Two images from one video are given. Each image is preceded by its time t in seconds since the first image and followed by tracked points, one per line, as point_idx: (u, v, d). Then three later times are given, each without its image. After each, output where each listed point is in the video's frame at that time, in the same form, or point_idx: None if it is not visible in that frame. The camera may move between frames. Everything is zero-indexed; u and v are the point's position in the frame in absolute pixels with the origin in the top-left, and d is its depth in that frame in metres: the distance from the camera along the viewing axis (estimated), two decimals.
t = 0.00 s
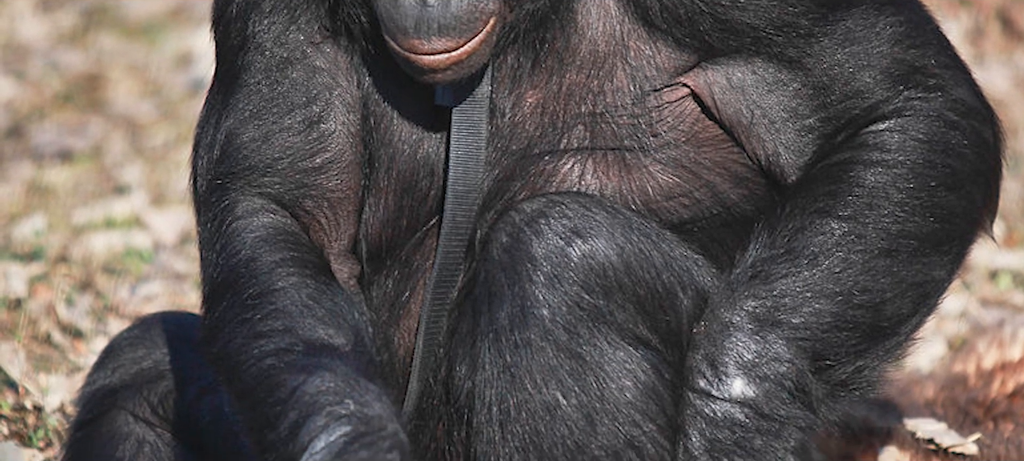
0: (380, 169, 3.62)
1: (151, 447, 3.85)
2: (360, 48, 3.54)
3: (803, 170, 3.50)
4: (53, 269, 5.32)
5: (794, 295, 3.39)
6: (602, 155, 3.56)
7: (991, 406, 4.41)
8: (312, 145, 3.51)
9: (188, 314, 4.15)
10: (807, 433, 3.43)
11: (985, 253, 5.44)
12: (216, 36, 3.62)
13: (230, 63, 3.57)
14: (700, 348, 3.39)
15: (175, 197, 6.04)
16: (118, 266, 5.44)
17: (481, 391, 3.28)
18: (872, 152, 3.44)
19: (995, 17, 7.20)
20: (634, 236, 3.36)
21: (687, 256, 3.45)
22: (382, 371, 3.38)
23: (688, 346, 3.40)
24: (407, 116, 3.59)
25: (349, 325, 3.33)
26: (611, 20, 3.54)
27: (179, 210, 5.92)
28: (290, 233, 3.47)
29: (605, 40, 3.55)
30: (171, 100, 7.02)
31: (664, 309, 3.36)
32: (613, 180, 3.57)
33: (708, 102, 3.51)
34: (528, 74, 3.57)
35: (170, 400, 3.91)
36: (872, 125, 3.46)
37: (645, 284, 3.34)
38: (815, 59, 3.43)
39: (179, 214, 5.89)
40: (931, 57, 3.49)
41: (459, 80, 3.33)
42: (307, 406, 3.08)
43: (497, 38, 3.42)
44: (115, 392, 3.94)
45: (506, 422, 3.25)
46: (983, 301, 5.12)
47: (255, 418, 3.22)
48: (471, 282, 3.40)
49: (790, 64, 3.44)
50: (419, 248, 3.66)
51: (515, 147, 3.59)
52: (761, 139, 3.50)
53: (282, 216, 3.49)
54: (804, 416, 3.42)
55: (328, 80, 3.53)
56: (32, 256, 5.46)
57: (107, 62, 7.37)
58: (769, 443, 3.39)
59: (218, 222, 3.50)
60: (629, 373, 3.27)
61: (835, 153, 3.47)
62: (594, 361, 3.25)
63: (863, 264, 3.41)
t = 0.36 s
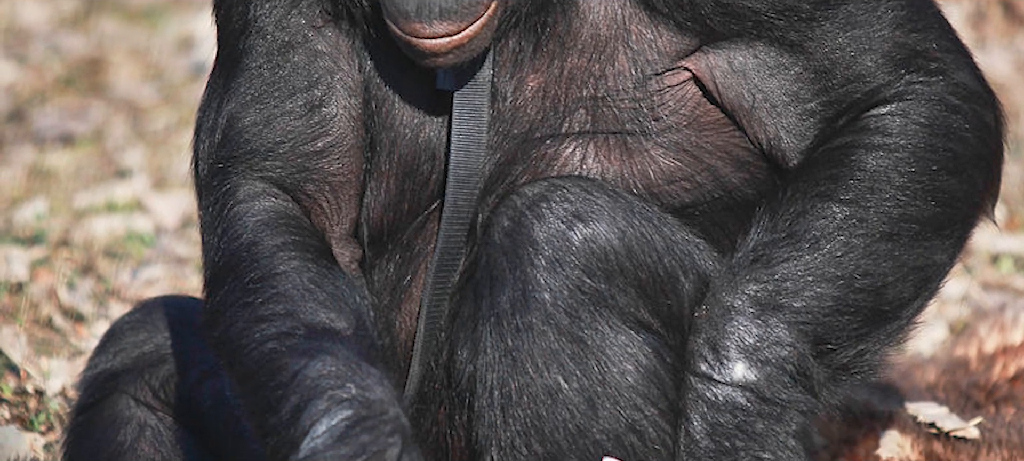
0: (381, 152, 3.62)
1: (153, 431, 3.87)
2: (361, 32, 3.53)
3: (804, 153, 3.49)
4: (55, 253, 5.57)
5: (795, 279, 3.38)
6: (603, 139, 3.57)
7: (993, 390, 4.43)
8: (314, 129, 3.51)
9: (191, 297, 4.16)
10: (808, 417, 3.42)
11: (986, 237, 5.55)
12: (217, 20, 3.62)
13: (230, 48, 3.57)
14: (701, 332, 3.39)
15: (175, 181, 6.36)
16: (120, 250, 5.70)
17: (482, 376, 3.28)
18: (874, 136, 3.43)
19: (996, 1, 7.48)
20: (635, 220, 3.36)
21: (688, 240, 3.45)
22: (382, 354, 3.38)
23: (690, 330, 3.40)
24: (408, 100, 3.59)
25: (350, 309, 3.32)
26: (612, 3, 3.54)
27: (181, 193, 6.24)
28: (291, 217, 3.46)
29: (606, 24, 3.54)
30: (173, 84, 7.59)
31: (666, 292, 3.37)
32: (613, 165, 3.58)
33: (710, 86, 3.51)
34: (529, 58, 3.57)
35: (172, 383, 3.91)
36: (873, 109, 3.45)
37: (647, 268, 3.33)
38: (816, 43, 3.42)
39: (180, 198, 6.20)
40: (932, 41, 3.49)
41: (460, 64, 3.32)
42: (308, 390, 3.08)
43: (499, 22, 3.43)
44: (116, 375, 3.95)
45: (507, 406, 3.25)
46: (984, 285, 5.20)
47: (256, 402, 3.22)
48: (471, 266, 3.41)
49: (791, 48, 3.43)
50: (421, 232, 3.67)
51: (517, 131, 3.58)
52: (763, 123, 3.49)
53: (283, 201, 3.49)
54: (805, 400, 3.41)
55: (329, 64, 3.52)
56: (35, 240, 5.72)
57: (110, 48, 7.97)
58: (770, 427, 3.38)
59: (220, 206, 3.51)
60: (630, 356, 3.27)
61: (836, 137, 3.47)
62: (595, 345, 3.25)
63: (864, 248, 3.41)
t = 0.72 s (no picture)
0: (383, 136, 3.61)
1: (154, 415, 3.87)
2: (363, 16, 3.53)
3: (806, 137, 3.49)
4: (57, 237, 5.68)
5: (797, 264, 3.38)
6: (605, 123, 3.56)
7: (993, 375, 4.42)
8: (315, 113, 3.51)
9: (192, 281, 4.18)
10: (810, 401, 3.41)
11: (988, 221, 5.59)
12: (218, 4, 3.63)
13: (234, 31, 3.56)
14: (703, 316, 3.39)
15: (177, 166, 6.50)
16: (121, 234, 5.79)
17: (484, 359, 3.28)
18: (875, 120, 3.43)
19: None
20: (637, 204, 3.36)
21: (689, 224, 3.46)
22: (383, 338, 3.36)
23: (692, 315, 3.41)
24: (410, 84, 3.59)
25: (353, 293, 3.31)
26: None
27: (182, 178, 6.36)
28: (292, 201, 3.46)
29: (608, 8, 3.55)
30: (174, 68, 7.70)
31: (667, 276, 3.38)
32: (615, 148, 3.57)
33: (711, 70, 3.51)
34: (530, 42, 3.57)
35: (174, 368, 3.92)
36: (874, 93, 3.44)
37: (648, 251, 3.34)
38: (818, 27, 3.41)
39: (181, 182, 6.33)
40: (934, 24, 3.47)
41: (462, 49, 3.31)
42: (310, 374, 3.06)
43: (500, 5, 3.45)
44: (118, 360, 3.95)
45: (509, 390, 3.26)
46: (986, 268, 5.25)
47: (258, 386, 3.20)
48: (472, 250, 3.41)
49: (793, 32, 3.42)
50: (422, 216, 3.67)
51: (518, 115, 3.58)
52: (764, 107, 3.49)
53: (284, 185, 3.48)
54: (807, 384, 3.40)
55: (331, 48, 3.52)
56: (36, 224, 5.84)
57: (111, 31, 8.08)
58: (772, 411, 3.37)
59: (221, 190, 3.51)
60: (631, 341, 3.28)
61: (838, 121, 3.46)
62: (596, 329, 3.25)
63: (866, 232, 3.40)
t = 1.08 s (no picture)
0: (384, 120, 3.61)
1: (155, 399, 3.86)
2: None
3: (808, 121, 3.49)
4: (58, 221, 5.70)
5: (798, 248, 3.38)
6: (607, 107, 3.56)
7: (995, 359, 4.43)
8: (317, 98, 3.50)
9: (194, 265, 4.19)
10: (812, 385, 3.41)
11: (989, 205, 5.61)
12: None
13: (235, 15, 3.58)
14: (705, 300, 3.38)
15: (179, 149, 6.53)
16: (122, 218, 5.81)
17: (485, 343, 3.27)
18: (877, 104, 3.43)
19: None
20: (639, 188, 3.36)
21: (691, 208, 3.46)
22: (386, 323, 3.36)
23: (693, 298, 3.40)
24: (411, 69, 3.59)
25: (354, 277, 3.30)
26: None
27: (184, 162, 6.38)
28: (294, 185, 3.46)
29: None
30: (175, 52, 7.76)
31: (668, 261, 3.37)
32: (617, 132, 3.56)
33: (713, 55, 3.50)
34: (532, 26, 3.56)
35: (175, 351, 3.91)
36: (876, 77, 3.44)
37: (650, 236, 3.34)
38: (819, 11, 3.40)
39: (183, 166, 6.35)
40: (935, 9, 3.47)
41: (464, 33, 3.31)
42: (312, 358, 3.04)
43: None
44: (119, 343, 3.95)
45: (511, 374, 3.25)
46: (987, 252, 5.27)
47: (259, 370, 3.18)
48: (476, 233, 3.39)
49: (794, 16, 3.41)
50: (424, 200, 3.68)
51: (520, 99, 3.57)
52: (766, 91, 3.48)
53: (286, 169, 3.48)
54: (808, 368, 3.39)
55: (332, 32, 3.52)
56: (37, 208, 5.87)
57: (111, 16, 8.13)
58: (773, 395, 3.36)
59: (223, 174, 3.50)
60: (633, 325, 3.28)
61: (840, 104, 3.46)
62: (598, 313, 3.25)
63: (867, 216, 3.40)
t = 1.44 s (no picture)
0: (386, 104, 3.62)
1: (157, 383, 3.86)
2: None
3: (809, 105, 3.48)
4: (59, 205, 5.71)
5: (800, 232, 3.39)
6: (608, 91, 3.56)
7: (996, 343, 4.44)
8: (318, 82, 3.50)
9: (194, 249, 4.18)
10: (813, 369, 3.43)
11: (991, 189, 5.62)
12: None
13: None
14: (706, 284, 3.39)
15: (180, 133, 6.54)
16: (124, 202, 5.81)
17: (486, 328, 3.26)
18: (878, 88, 3.43)
19: None
20: (640, 172, 3.36)
21: (692, 193, 3.46)
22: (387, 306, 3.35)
23: (694, 281, 3.41)
24: (412, 52, 3.59)
25: (355, 261, 3.29)
26: None
27: (185, 145, 6.39)
28: (296, 169, 3.46)
29: None
30: (176, 36, 7.79)
31: (670, 245, 3.37)
32: (618, 116, 3.56)
33: (714, 38, 3.51)
34: (533, 10, 3.56)
35: (175, 336, 3.93)
36: (878, 61, 3.43)
37: (651, 220, 3.34)
38: None
39: (184, 149, 6.36)
40: None
41: (465, 16, 3.31)
42: (313, 342, 3.03)
43: None
44: (121, 327, 3.96)
45: (512, 358, 3.24)
46: (988, 236, 5.27)
47: (261, 355, 3.18)
48: (477, 218, 3.39)
49: None
50: (425, 184, 3.68)
51: (521, 83, 3.57)
52: (767, 75, 3.48)
53: (288, 152, 3.49)
54: (809, 352, 3.42)
55: (333, 16, 3.50)
56: (38, 191, 5.88)
57: None
58: (774, 379, 3.38)
59: (224, 158, 3.50)
60: (634, 308, 3.27)
61: (840, 89, 3.45)
62: (599, 296, 3.25)
63: (869, 200, 3.41)
